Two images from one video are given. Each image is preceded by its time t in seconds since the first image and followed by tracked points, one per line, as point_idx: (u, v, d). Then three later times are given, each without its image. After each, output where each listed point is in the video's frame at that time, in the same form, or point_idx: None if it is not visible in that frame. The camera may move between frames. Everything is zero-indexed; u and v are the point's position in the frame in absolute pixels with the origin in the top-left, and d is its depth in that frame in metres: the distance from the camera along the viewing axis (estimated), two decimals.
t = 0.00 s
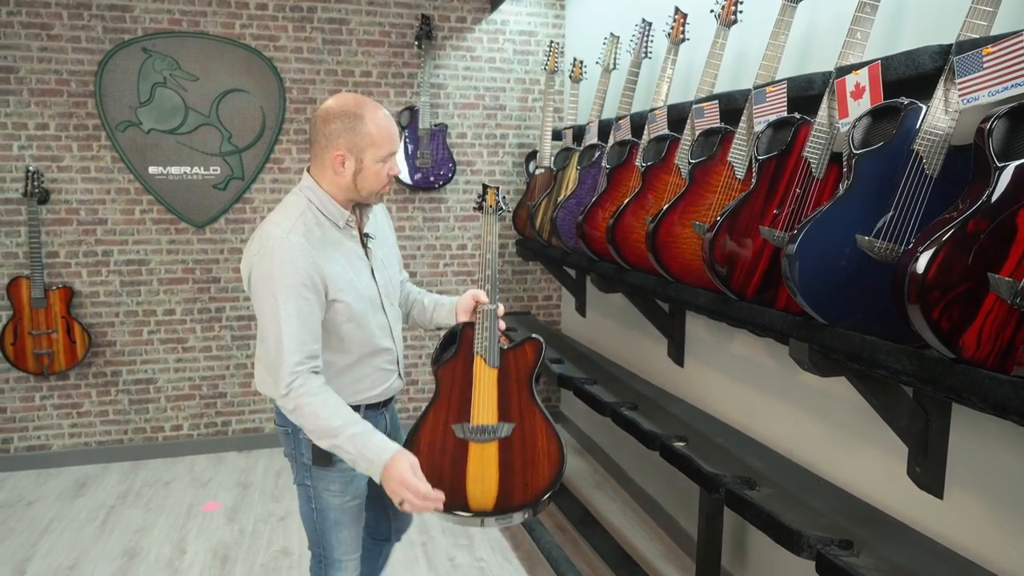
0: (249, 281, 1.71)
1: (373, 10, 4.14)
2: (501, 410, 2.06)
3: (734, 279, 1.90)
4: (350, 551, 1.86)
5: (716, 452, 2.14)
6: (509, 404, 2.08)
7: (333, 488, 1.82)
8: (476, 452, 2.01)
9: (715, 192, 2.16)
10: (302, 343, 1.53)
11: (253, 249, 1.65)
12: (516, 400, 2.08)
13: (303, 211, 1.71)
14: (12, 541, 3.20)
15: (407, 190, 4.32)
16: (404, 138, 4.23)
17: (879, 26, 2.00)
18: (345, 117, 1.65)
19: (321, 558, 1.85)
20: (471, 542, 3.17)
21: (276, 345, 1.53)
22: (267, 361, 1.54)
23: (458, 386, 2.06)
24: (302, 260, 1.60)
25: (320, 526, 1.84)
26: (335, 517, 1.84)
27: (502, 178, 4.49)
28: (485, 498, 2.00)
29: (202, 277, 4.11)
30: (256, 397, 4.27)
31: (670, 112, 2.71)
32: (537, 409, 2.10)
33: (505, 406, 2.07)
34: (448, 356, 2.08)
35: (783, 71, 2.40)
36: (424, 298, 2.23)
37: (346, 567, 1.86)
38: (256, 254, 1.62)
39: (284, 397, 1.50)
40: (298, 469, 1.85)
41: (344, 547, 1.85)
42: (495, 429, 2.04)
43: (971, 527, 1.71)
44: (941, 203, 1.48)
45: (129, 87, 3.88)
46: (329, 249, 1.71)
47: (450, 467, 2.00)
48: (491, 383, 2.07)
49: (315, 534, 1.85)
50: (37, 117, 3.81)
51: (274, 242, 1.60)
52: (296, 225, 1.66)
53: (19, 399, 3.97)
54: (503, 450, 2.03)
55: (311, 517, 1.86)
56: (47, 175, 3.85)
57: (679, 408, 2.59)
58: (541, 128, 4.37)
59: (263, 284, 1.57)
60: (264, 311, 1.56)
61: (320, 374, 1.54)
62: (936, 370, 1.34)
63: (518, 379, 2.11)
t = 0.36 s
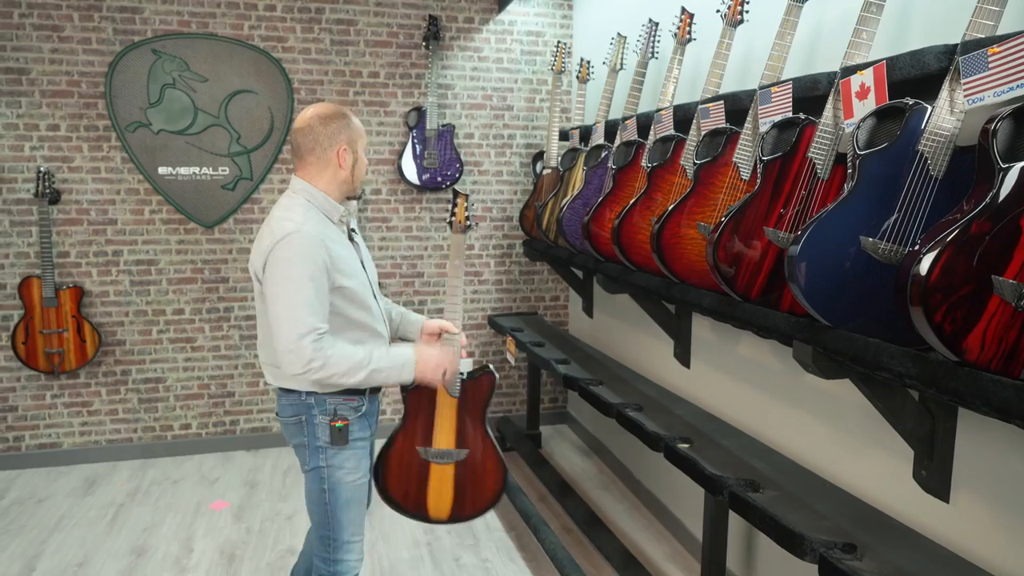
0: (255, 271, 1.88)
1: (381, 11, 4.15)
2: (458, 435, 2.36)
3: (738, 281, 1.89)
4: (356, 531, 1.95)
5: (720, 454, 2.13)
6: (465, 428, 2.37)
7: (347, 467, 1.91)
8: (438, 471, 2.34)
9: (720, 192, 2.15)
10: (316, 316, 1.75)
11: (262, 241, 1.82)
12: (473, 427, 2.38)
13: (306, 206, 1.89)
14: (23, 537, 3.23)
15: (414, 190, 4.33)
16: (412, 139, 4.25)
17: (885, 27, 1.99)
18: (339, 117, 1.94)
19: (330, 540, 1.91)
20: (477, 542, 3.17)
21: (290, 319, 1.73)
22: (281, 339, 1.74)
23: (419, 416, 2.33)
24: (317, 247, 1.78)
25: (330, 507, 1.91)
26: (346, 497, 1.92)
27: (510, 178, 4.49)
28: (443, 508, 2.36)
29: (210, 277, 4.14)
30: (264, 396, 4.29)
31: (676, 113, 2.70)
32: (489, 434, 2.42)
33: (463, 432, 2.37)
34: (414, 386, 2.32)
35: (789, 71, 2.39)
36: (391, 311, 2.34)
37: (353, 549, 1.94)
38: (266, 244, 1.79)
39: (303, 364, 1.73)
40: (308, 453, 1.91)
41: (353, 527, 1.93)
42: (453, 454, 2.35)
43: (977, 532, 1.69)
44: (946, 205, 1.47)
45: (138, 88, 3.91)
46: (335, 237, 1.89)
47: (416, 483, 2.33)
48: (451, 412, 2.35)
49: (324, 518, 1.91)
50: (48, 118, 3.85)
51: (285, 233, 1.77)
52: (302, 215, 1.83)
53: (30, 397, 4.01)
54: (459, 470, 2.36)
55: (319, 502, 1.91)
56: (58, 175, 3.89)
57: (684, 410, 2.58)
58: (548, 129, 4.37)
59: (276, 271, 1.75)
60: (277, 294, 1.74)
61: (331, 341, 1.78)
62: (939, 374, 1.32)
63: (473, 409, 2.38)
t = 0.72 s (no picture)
0: (291, 260, 2.10)
1: (392, 13, 4.16)
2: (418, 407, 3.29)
3: (747, 286, 1.87)
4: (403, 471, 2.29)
5: (727, 460, 2.11)
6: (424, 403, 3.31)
7: (383, 422, 2.24)
8: (401, 434, 3.28)
9: (729, 197, 2.13)
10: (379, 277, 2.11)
11: (307, 230, 2.05)
12: (428, 403, 3.32)
13: (322, 203, 2.16)
14: (36, 536, 3.26)
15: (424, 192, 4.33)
16: (422, 140, 4.25)
17: (896, 30, 1.97)
18: (333, 130, 2.23)
19: (392, 484, 2.22)
20: (485, 544, 3.17)
21: (369, 285, 2.05)
22: (360, 307, 2.04)
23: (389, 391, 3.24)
24: (353, 227, 2.11)
25: (382, 460, 2.20)
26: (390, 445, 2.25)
27: (520, 180, 4.49)
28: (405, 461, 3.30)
29: (221, 278, 4.16)
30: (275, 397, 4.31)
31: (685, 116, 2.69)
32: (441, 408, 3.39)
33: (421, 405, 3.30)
34: (386, 368, 3.25)
35: (799, 74, 2.37)
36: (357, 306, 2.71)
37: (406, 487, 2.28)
38: (316, 232, 2.05)
39: (384, 324, 2.06)
40: (349, 425, 2.17)
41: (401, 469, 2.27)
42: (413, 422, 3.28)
43: (989, 543, 1.67)
44: (956, 211, 1.45)
45: (151, 90, 3.94)
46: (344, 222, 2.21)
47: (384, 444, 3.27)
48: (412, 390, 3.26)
49: (385, 469, 2.20)
50: (62, 121, 3.88)
51: (334, 219, 2.06)
52: (327, 209, 2.12)
53: (44, 397, 4.05)
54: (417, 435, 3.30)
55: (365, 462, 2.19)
56: (72, 177, 3.92)
57: (693, 414, 2.56)
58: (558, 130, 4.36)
59: (341, 251, 2.05)
60: (347, 268, 2.04)
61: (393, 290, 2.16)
62: (947, 383, 1.31)
63: (431, 389, 3.35)
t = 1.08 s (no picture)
0: (352, 252, 2.39)
1: (401, 17, 4.18)
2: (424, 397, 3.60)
3: (751, 292, 1.86)
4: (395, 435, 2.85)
5: (732, 467, 2.11)
6: (431, 392, 3.62)
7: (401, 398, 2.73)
8: (410, 422, 3.61)
9: (734, 203, 2.12)
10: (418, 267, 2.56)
11: (369, 225, 2.39)
12: (433, 392, 3.63)
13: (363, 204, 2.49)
14: (48, 536, 3.31)
15: (434, 195, 4.34)
16: (431, 142, 4.26)
17: (902, 35, 1.95)
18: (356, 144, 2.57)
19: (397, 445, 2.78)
20: (491, 548, 3.17)
21: (419, 272, 2.50)
22: (414, 291, 2.48)
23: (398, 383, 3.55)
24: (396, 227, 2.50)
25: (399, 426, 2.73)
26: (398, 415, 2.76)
27: (528, 183, 4.49)
28: (413, 445, 3.64)
29: (232, 281, 4.20)
30: (284, 399, 4.34)
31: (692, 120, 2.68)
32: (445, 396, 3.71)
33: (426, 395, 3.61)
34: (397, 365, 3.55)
35: (806, 79, 2.36)
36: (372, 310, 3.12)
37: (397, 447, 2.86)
38: (378, 227, 2.40)
39: (433, 305, 2.53)
40: (393, 400, 2.61)
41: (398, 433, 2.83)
42: (420, 410, 3.60)
43: (994, 554, 1.65)
44: (960, 219, 1.44)
45: (162, 94, 3.98)
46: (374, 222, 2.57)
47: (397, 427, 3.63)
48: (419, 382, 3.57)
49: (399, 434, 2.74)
50: (75, 125, 3.93)
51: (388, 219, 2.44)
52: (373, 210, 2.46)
53: (57, 398, 4.10)
54: (424, 422, 3.63)
55: (387, 430, 2.66)
56: (85, 181, 3.97)
57: (699, 420, 2.56)
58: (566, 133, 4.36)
59: (399, 245, 2.45)
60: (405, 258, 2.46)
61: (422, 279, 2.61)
62: (949, 394, 1.30)
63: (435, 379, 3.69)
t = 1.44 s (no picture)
0: (404, 243, 2.82)
1: (405, 21, 4.19)
2: (444, 394, 3.67)
3: (748, 299, 1.86)
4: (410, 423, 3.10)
5: (730, 474, 2.10)
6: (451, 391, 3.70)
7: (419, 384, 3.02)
8: (432, 417, 3.67)
9: (732, 210, 2.12)
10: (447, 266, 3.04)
11: (421, 223, 2.85)
12: (454, 390, 3.70)
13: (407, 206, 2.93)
14: (54, 538, 3.33)
15: (438, 198, 4.35)
16: (435, 145, 4.25)
17: (900, 41, 1.94)
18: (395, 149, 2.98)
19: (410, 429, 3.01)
20: (492, 553, 3.18)
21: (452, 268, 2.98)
22: (448, 285, 2.97)
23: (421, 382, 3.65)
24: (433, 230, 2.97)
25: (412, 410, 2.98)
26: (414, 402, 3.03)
27: (532, 187, 4.49)
28: (436, 438, 3.70)
29: (237, 284, 4.22)
30: (288, 402, 4.36)
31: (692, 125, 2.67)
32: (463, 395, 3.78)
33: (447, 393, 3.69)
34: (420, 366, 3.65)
35: (805, 85, 2.35)
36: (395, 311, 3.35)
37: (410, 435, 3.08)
38: (425, 225, 2.87)
39: (457, 297, 3.04)
40: (410, 377, 2.94)
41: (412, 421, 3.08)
42: (442, 406, 3.67)
43: (991, 565, 1.64)
44: (955, 229, 1.43)
45: (168, 99, 4.01)
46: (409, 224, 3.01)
47: (419, 425, 3.67)
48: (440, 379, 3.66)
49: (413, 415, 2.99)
50: (82, 129, 3.96)
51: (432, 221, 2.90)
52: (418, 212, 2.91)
53: (64, 400, 4.13)
54: (446, 418, 3.69)
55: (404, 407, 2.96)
56: (91, 185, 4.00)
57: (698, 426, 2.55)
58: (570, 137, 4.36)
59: (440, 244, 2.92)
60: (444, 256, 2.94)
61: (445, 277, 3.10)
62: (941, 407, 1.29)
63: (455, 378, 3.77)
